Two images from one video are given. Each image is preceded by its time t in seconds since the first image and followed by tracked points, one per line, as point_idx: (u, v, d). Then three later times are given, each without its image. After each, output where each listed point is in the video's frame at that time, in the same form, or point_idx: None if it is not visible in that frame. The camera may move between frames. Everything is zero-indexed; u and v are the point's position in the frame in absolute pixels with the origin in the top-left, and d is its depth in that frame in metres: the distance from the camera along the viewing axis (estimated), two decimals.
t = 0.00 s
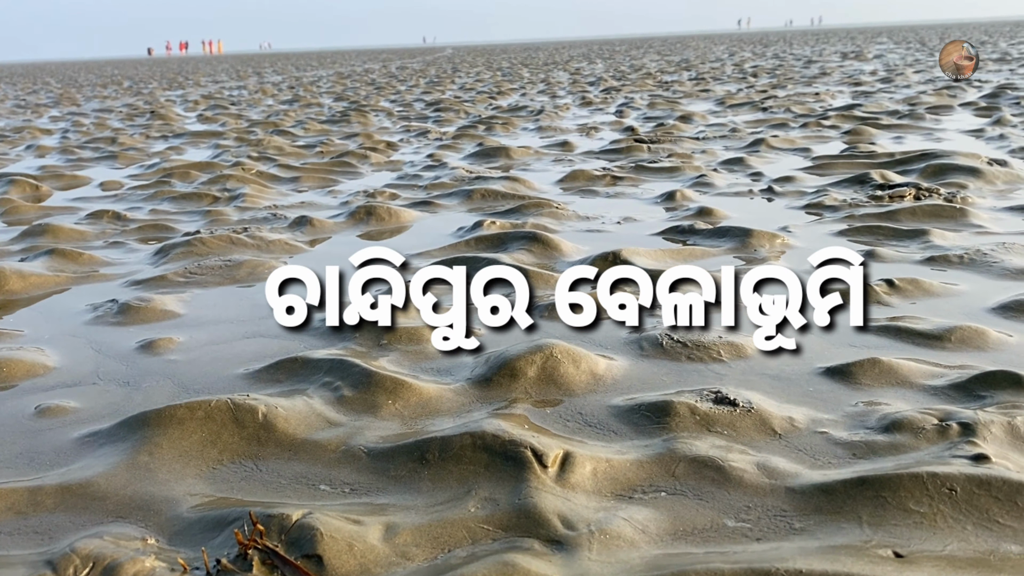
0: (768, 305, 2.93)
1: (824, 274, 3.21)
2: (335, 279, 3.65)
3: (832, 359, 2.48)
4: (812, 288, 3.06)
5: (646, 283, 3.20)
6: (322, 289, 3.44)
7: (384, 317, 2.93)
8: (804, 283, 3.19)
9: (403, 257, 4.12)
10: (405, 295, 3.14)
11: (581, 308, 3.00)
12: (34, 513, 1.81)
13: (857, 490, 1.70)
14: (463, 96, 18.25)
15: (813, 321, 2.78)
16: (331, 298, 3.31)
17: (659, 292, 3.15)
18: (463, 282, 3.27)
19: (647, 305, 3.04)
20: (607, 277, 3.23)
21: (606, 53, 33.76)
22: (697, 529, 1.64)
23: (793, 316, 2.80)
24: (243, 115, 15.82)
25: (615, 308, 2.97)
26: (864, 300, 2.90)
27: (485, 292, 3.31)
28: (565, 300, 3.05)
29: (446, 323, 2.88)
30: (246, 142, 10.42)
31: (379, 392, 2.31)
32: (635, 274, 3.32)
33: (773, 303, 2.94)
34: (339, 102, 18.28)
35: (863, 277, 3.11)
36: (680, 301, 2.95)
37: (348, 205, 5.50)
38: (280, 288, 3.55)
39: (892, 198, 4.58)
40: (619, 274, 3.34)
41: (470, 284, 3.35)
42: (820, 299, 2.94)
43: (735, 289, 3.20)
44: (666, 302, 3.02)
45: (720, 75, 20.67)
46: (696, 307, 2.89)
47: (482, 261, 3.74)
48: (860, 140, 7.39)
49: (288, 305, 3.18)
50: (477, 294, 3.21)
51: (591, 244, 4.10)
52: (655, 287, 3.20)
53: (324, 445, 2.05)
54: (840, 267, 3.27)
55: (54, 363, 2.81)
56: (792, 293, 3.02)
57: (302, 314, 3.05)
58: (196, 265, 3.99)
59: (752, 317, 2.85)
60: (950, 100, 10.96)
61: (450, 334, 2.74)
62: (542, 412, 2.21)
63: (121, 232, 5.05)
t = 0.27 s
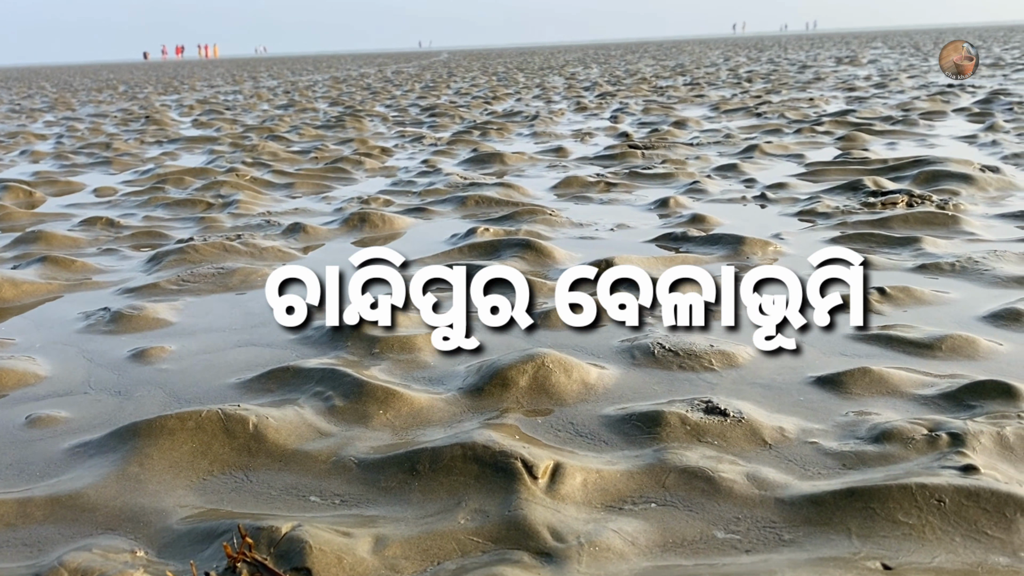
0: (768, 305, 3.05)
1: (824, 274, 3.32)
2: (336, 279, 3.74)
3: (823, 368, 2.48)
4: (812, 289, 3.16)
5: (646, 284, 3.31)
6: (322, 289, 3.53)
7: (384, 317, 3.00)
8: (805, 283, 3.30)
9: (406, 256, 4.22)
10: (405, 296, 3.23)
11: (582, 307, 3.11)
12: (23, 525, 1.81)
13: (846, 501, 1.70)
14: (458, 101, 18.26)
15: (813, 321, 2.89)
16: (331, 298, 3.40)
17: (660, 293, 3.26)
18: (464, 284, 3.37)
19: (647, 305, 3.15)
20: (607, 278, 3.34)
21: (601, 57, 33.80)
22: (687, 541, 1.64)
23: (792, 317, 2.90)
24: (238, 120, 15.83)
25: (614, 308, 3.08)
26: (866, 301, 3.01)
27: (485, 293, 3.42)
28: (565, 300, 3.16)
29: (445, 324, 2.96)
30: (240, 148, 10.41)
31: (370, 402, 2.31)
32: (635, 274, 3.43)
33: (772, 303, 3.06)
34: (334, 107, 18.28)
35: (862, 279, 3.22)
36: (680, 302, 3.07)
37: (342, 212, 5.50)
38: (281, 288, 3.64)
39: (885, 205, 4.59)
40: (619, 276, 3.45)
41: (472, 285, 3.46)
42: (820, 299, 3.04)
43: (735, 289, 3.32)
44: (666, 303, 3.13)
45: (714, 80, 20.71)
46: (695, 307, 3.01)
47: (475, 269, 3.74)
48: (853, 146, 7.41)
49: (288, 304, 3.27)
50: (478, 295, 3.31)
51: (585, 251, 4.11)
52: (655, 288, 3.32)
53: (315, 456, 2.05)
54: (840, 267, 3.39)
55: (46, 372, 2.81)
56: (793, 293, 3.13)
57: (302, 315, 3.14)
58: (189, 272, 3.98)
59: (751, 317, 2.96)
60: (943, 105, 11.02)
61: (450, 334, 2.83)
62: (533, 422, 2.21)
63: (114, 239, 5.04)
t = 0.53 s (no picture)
0: (767, 305, 3.10)
1: (825, 273, 3.39)
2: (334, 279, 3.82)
3: (816, 374, 2.49)
4: (812, 288, 3.22)
5: (645, 284, 3.37)
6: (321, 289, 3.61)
7: (384, 317, 3.10)
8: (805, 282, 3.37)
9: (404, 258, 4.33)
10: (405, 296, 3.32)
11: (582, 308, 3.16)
12: (14, 534, 1.81)
13: (838, 509, 1.70)
14: (455, 105, 18.28)
15: (812, 321, 2.94)
16: (331, 298, 3.48)
17: (659, 293, 3.32)
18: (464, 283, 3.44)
19: (647, 305, 3.21)
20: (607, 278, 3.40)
21: (598, 61, 33.86)
22: (678, 549, 1.64)
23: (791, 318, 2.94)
24: (235, 124, 15.82)
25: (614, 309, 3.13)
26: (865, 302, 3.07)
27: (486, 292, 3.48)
28: (565, 301, 3.21)
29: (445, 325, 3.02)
30: (236, 152, 10.41)
31: (363, 409, 2.31)
32: (635, 274, 3.49)
33: (772, 302, 3.12)
34: (330, 111, 18.29)
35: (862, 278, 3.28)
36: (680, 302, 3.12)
37: (337, 216, 5.51)
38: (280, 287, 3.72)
39: (879, 210, 4.60)
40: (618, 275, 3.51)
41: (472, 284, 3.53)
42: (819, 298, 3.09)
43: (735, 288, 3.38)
44: (666, 303, 3.19)
45: (709, 84, 20.75)
46: (695, 307, 3.07)
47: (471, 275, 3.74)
48: (848, 150, 7.42)
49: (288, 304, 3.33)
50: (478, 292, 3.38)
51: (579, 256, 4.11)
52: (654, 287, 3.37)
53: (307, 464, 2.05)
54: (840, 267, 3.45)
55: (38, 379, 2.80)
56: (792, 293, 3.19)
57: (302, 315, 3.21)
58: (184, 278, 3.98)
59: (751, 318, 3.01)
60: (938, 110, 11.05)
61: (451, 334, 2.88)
62: (526, 429, 2.21)
63: (109, 244, 5.04)
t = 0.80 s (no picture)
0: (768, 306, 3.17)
1: (827, 274, 3.48)
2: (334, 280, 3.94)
3: (808, 382, 2.49)
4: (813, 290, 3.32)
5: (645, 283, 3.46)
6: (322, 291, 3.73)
7: (384, 317, 3.21)
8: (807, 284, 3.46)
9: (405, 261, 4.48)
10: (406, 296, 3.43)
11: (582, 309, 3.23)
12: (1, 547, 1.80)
13: (826, 520, 1.70)
14: (449, 110, 18.29)
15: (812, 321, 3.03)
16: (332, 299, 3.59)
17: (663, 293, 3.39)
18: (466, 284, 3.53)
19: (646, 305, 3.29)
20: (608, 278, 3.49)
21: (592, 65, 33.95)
22: (667, 561, 1.64)
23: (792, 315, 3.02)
24: (229, 129, 15.80)
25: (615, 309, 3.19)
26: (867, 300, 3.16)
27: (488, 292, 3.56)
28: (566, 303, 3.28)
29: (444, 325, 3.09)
30: (230, 157, 10.40)
31: (353, 418, 2.31)
32: (635, 273, 3.57)
33: (772, 303, 3.21)
34: (325, 116, 18.29)
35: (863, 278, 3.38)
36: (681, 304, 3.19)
37: (331, 223, 5.51)
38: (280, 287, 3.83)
39: (871, 217, 4.61)
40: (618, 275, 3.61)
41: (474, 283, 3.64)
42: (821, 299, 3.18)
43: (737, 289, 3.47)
44: (666, 302, 3.28)
45: (704, 89, 20.78)
46: (695, 307, 3.15)
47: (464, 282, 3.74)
48: (841, 156, 7.44)
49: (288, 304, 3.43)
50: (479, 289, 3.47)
51: (572, 263, 4.11)
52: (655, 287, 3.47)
53: (297, 474, 2.05)
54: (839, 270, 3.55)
55: (28, 388, 2.80)
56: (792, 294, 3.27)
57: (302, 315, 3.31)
58: (175, 285, 3.97)
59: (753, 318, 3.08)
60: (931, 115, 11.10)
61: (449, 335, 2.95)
62: (517, 438, 2.21)
63: (101, 251, 5.03)
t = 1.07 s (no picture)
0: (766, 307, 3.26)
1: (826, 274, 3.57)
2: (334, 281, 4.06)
3: (797, 392, 2.49)
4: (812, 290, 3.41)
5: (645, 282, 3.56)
6: (322, 291, 3.85)
7: (384, 320, 3.36)
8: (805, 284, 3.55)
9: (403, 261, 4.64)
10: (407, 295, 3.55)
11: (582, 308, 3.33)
12: None
13: (814, 532, 1.71)
14: (444, 115, 18.31)
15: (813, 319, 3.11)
16: (331, 300, 3.71)
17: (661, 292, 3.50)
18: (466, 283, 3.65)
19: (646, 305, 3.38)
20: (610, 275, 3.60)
21: (588, 70, 33.99)
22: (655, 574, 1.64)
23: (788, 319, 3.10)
24: (224, 135, 15.79)
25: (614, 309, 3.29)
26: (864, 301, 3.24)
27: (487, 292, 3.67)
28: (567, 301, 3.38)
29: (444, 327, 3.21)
30: (224, 163, 10.40)
31: (342, 429, 2.31)
32: (635, 273, 3.66)
33: (772, 302, 3.30)
34: (319, 121, 18.29)
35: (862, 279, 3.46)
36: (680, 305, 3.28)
37: (324, 229, 5.51)
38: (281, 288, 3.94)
39: (863, 224, 4.63)
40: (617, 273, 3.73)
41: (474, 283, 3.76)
42: (819, 300, 3.26)
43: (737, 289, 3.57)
44: (666, 302, 3.37)
45: (698, 94, 20.84)
46: (695, 307, 3.25)
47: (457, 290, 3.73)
48: (834, 162, 7.47)
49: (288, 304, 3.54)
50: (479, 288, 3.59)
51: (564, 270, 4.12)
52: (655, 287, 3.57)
53: (285, 486, 2.04)
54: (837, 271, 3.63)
55: (17, 398, 2.79)
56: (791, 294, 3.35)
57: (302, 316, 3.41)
58: (167, 293, 3.96)
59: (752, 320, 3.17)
60: (924, 120, 11.15)
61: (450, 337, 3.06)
62: (506, 449, 2.21)
63: (93, 258, 5.02)
